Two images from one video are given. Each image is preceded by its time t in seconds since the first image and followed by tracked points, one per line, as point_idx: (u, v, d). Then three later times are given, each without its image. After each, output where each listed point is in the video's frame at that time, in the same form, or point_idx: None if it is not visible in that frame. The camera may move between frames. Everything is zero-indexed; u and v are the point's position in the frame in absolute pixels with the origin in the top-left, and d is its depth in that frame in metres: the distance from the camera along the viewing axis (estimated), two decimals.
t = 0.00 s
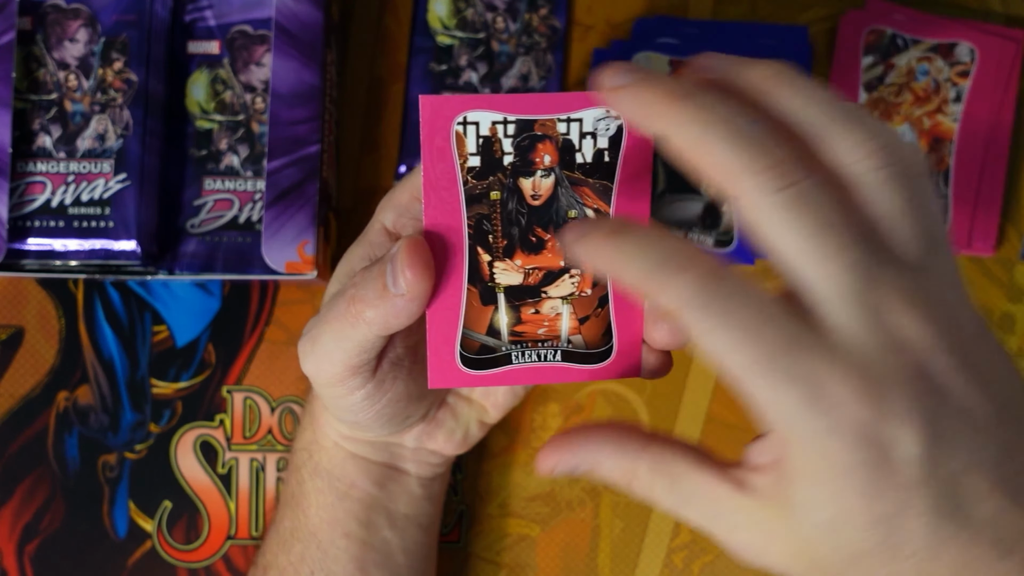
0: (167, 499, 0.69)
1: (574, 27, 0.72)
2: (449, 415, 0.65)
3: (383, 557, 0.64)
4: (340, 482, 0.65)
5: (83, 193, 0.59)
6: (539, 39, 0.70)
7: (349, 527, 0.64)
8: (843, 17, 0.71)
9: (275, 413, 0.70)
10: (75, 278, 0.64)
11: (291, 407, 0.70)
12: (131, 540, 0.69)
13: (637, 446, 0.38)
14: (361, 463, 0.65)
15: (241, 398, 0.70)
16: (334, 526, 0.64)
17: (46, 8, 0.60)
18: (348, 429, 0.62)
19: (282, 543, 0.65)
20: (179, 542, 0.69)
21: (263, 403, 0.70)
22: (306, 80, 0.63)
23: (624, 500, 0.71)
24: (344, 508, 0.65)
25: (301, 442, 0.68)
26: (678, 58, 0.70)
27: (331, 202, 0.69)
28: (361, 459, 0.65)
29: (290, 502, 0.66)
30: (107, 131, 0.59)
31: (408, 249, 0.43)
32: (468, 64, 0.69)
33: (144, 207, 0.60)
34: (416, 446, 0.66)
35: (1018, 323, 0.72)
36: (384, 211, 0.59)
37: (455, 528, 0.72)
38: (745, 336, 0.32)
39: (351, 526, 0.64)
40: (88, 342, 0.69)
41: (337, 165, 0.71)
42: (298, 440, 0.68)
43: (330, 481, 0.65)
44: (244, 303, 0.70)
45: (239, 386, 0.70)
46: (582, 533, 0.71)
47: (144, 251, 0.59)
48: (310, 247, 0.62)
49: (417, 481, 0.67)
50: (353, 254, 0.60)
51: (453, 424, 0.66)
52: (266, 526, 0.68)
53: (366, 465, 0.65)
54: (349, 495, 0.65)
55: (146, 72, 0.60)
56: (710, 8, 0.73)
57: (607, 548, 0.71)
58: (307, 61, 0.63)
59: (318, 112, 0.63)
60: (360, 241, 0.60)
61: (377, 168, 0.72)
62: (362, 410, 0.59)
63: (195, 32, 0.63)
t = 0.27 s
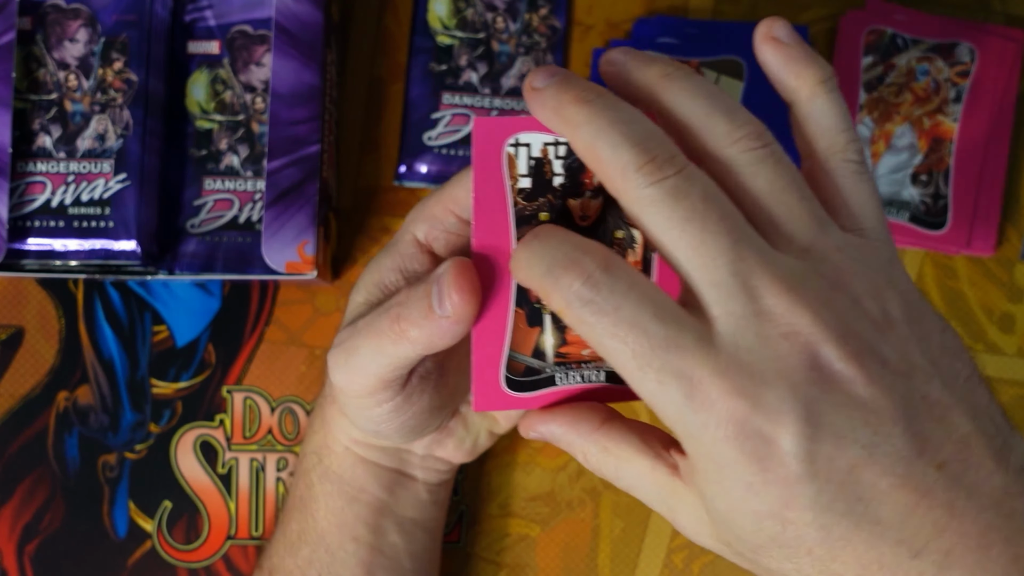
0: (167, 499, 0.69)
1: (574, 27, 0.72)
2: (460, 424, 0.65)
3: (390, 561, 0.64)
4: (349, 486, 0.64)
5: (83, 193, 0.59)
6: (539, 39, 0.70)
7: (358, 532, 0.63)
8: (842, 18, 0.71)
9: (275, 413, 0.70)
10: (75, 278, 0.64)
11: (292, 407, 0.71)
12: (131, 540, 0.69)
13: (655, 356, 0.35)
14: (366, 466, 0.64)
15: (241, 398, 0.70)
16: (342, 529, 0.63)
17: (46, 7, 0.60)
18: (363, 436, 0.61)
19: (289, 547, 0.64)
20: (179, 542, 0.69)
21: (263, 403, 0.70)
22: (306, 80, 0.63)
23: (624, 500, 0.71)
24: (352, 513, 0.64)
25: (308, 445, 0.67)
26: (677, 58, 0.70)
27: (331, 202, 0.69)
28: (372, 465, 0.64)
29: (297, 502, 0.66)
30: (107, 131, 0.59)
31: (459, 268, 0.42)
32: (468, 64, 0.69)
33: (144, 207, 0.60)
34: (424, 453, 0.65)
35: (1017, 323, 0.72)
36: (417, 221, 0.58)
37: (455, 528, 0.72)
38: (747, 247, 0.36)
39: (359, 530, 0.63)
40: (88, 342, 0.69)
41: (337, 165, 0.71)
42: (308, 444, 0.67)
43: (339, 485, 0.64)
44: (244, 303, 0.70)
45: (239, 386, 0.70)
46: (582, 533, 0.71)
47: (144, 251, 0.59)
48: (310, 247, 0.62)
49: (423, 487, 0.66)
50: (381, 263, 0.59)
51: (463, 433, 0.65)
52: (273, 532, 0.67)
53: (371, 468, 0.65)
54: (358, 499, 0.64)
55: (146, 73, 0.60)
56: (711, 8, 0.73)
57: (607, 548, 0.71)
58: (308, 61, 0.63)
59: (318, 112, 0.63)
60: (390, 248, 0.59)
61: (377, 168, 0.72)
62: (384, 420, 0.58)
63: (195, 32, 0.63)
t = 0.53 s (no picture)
0: (167, 499, 0.69)
1: (574, 27, 0.72)
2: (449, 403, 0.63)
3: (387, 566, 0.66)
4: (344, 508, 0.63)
5: (83, 194, 0.59)
6: (539, 39, 0.70)
7: (352, 553, 0.64)
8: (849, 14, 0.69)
9: (275, 413, 0.70)
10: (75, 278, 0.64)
11: (290, 408, 0.70)
12: (131, 540, 0.69)
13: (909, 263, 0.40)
14: (371, 465, 0.62)
15: (242, 398, 0.70)
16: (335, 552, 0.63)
17: (45, 7, 0.60)
18: (367, 434, 0.59)
19: None
20: (179, 542, 0.69)
21: (263, 403, 0.70)
22: (306, 80, 0.63)
23: (623, 499, 0.71)
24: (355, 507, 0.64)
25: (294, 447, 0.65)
26: (677, 58, 0.71)
27: (331, 202, 0.69)
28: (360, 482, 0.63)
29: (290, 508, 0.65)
30: (107, 131, 0.59)
31: (503, 217, 0.40)
32: (468, 64, 0.69)
33: (144, 207, 0.60)
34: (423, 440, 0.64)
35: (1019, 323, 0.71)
36: (366, 211, 0.54)
37: (455, 528, 0.72)
38: None
39: (354, 551, 0.64)
40: (88, 342, 0.69)
41: (337, 166, 0.71)
42: (296, 443, 0.65)
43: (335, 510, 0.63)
44: (244, 303, 0.70)
45: (239, 386, 0.70)
46: (581, 533, 0.71)
47: (144, 251, 0.59)
48: (310, 247, 0.62)
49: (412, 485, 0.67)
50: (348, 259, 0.55)
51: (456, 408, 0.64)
52: (266, 534, 0.66)
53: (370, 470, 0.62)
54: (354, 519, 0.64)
55: (146, 72, 0.60)
56: (711, 8, 0.72)
57: (607, 548, 0.71)
58: (307, 61, 0.63)
59: (318, 112, 0.63)
60: (350, 242, 0.55)
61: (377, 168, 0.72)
62: (397, 409, 0.57)
63: (195, 32, 0.63)
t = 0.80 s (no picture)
0: (166, 499, 0.69)
1: (574, 26, 0.72)
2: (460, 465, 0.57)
3: None
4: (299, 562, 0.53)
5: (81, 193, 0.59)
6: (539, 38, 0.69)
7: None
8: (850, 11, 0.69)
9: (274, 413, 0.70)
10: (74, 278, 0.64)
11: (290, 408, 0.70)
12: (129, 541, 0.69)
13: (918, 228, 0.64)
14: (439, 522, 0.48)
15: (241, 398, 0.70)
16: None
17: (44, 7, 0.60)
18: (450, 475, 0.47)
19: None
20: (178, 543, 0.69)
21: (262, 403, 0.70)
22: (305, 79, 0.62)
23: (624, 500, 0.71)
24: (447, 575, 0.50)
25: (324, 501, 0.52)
26: (678, 57, 0.70)
27: (331, 202, 0.68)
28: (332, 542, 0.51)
29: None
30: (105, 130, 0.60)
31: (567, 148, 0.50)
32: (468, 63, 0.69)
33: (143, 206, 0.59)
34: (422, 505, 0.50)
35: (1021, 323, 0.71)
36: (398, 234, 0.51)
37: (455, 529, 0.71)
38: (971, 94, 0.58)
39: None
40: (87, 342, 0.69)
41: (337, 166, 0.71)
42: (331, 504, 0.51)
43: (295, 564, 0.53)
44: (243, 303, 0.70)
45: (237, 386, 0.70)
46: (582, 533, 0.71)
47: (143, 251, 0.59)
48: (309, 247, 0.61)
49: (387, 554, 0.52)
50: (405, 289, 0.50)
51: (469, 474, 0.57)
52: None
53: (441, 528, 0.48)
54: None
55: (145, 72, 0.60)
56: (712, 5, 0.72)
57: (607, 549, 0.71)
58: (307, 60, 0.62)
59: (318, 112, 0.62)
60: (412, 270, 0.49)
61: (377, 168, 0.71)
62: (504, 440, 0.47)
63: (194, 31, 0.63)
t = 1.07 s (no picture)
0: (165, 499, 0.69)
1: (574, 26, 0.72)
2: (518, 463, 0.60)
3: None
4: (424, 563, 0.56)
5: (80, 193, 0.59)
6: (539, 38, 0.69)
7: None
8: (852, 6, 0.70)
9: (274, 413, 0.70)
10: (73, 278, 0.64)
11: (290, 408, 0.70)
12: (129, 541, 0.69)
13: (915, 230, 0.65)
14: (580, 520, 0.54)
15: (241, 398, 0.70)
16: None
17: (43, 6, 0.60)
18: (598, 469, 0.53)
19: None
20: (178, 543, 0.69)
21: (262, 403, 0.70)
22: (305, 79, 0.62)
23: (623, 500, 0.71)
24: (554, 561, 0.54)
25: (445, 511, 0.56)
26: (678, 58, 0.70)
27: (331, 202, 0.68)
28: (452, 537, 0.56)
29: None
30: (104, 130, 0.60)
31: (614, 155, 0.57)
32: (468, 63, 0.69)
33: (142, 206, 0.59)
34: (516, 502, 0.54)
35: (1021, 323, 0.71)
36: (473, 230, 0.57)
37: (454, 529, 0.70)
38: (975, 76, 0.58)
39: None
40: (86, 342, 0.69)
41: (337, 165, 0.71)
42: (462, 513, 0.55)
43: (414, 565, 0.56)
44: (243, 303, 0.70)
45: (237, 386, 0.70)
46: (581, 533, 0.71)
47: (143, 251, 0.59)
48: (309, 247, 0.61)
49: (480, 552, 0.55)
50: (508, 312, 0.55)
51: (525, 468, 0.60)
52: None
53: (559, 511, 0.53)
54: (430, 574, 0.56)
55: (144, 72, 0.60)
56: (711, 5, 0.72)
57: (607, 549, 0.71)
58: (307, 60, 0.62)
59: (318, 112, 0.62)
60: (517, 292, 0.55)
61: (377, 168, 0.71)
62: (630, 436, 0.54)
63: (193, 31, 0.63)
